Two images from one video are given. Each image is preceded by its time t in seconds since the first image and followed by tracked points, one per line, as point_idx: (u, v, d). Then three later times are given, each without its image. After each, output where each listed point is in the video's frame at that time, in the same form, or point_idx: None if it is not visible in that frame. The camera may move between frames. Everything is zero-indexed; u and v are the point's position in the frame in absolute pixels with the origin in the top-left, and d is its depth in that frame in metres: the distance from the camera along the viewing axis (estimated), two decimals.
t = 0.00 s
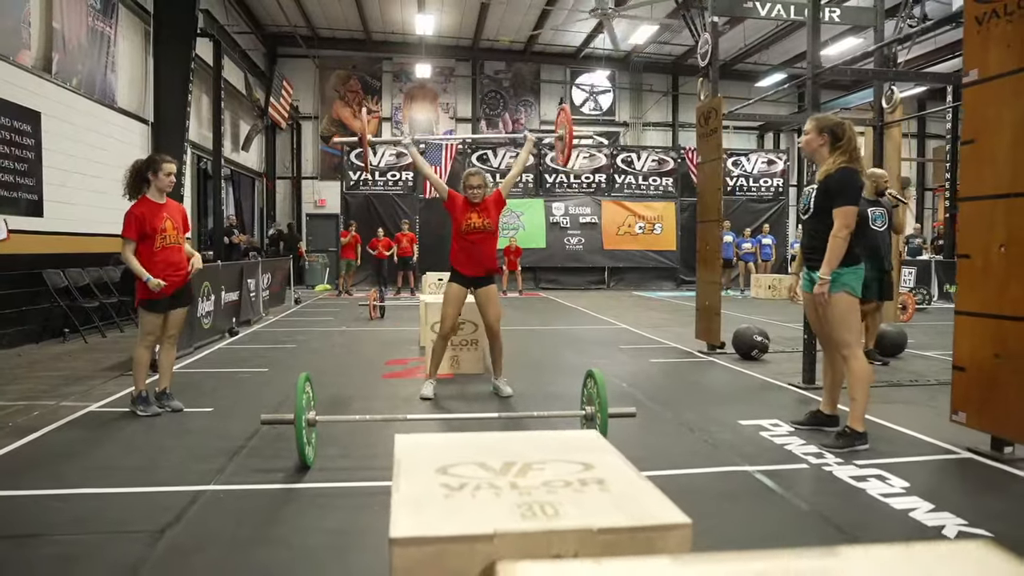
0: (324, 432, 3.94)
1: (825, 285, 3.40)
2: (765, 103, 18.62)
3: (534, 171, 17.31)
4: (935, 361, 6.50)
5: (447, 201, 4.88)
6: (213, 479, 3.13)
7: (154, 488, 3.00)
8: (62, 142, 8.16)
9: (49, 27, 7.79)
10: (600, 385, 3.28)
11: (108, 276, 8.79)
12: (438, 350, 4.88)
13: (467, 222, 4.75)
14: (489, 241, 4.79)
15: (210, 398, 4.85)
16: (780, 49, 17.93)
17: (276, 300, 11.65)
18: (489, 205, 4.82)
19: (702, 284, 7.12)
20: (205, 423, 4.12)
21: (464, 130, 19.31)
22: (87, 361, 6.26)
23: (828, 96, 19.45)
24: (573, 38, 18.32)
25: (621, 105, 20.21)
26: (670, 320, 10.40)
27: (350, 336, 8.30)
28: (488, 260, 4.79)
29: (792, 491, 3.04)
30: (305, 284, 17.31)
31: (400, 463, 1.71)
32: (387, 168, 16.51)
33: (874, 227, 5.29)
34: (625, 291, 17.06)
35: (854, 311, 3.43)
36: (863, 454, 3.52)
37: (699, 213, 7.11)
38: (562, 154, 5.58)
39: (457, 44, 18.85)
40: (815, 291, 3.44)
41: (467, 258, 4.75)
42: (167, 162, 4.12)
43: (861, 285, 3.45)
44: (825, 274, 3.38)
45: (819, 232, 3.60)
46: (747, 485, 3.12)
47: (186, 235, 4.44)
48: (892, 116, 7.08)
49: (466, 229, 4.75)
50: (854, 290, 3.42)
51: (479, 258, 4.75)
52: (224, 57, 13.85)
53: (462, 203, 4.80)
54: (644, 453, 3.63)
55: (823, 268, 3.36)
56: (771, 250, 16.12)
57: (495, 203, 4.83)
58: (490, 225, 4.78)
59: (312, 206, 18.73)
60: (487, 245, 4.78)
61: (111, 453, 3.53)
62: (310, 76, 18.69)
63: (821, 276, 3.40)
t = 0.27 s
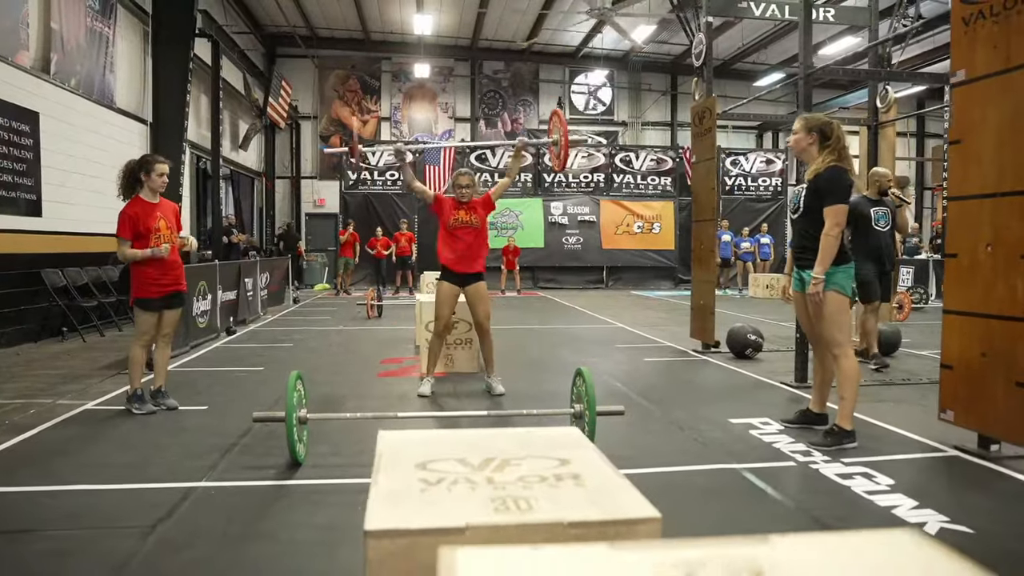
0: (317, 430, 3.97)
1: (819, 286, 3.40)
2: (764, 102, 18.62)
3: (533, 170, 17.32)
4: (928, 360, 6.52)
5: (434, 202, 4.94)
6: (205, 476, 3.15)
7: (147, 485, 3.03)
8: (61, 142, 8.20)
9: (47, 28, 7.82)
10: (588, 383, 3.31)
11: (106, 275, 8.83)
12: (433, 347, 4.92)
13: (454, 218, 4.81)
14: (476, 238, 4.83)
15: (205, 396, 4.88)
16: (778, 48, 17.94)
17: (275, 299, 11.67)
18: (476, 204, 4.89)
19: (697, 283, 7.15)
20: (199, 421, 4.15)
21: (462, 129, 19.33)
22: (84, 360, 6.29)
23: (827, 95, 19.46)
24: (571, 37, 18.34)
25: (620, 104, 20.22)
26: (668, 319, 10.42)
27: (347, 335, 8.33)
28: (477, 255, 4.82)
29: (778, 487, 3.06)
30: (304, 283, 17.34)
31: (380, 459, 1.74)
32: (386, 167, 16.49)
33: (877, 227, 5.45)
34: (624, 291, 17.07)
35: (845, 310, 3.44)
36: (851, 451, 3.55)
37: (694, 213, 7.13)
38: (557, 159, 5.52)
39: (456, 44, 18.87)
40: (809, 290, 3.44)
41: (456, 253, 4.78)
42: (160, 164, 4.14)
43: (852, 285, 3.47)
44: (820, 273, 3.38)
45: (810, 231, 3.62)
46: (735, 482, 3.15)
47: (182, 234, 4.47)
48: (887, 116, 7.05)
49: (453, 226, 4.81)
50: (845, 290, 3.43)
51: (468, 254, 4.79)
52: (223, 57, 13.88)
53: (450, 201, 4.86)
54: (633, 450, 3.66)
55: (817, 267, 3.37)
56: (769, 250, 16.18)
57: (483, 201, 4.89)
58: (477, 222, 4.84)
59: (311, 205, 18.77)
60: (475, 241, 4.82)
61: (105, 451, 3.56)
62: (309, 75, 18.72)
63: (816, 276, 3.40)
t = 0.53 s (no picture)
0: (314, 427, 4.00)
1: (806, 281, 3.43)
2: (766, 101, 18.59)
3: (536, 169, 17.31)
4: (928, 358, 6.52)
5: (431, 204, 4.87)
6: (202, 472, 3.18)
7: (145, 481, 3.06)
8: (64, 141, 8.24)
9: (50, 28, 7.86)
10: (583, 381, 3.33)
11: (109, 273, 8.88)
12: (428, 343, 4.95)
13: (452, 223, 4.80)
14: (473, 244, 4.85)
15: (205, 394, 4.91)
16: (781, 46, 17.90)
17: (277, 297, 11.71)
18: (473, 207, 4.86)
19: (695, 282, 7.16)
20: (199, 418, 4.18)
21: (465, 128, 19.35)
22: (86, 358, 6.33)
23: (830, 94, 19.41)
24: (574, 36, 18.32)
25: (622, 103, 20.22)
26: (668, 318, 10.43)
27: (348, 333, 8.36)
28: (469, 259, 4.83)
29: (770, 484, 3.08)
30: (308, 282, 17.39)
31: (369, 454, 1.76)
32: (388, 166, 16.50)
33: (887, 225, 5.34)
34: (626, 289, 17.08)
35: (840, 308, 3.45)
36: (845, 449, 3.56)
37: (693, 211, 7.14)
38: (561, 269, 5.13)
39: (458, 43, 18.88)
40: (801, 287, 3.47)
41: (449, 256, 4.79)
42: (155, 163, 4.18)
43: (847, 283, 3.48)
44: (808, 269, 3.41)
45: (806, 229, 3.63)
46: (728, 479, 3.16)
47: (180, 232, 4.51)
48: (887, 115, 7.02)
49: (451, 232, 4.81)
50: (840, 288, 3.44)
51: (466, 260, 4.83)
52: (226, 57, 13.93)
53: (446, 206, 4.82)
54: (629, 448, 3.68)
55: (807, 263, 3.39)
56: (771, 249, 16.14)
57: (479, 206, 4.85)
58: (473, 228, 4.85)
59: (314, 203, 18.83)
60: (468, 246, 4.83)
61: (104, 447, 3.59)
62: (312, 74, 18.75)
63: (806, 271, 3.42)
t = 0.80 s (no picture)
0: (320, 425, 4.02)
1: (815, 281, 3.42)
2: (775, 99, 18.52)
3: (543, 168, 17.26)
4: (935, 358, 6.49)
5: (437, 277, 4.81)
6: (208, 470, 3.21)
7: (152, 478, 3.09)
8: (73, 141, 8.31)
9: (60, 28, 7.93)
10: (586, 379, 3.33)
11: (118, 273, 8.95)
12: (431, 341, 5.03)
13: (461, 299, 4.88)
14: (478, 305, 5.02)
15: (212, 392, 4.94)
16: (790, 45, 17.82)
17: (284, 296, 11.77)
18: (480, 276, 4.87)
19: (702, 281, 7.15)
20: (205, 416, 4.21)
21: (473, 127, 19.36)
22: (95, 356, 6.38)
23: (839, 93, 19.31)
24: (582, 35, 18.29)
25: (630, 102, 20.19)
26: (675, 317, 10.41)
27: (355, 332, 8.39)
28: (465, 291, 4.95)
29: (773, 483, 3.07)
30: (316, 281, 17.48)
31: (370, 452, 1.77)
32: (396, 166, 16.51)
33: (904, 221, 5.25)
34: (633, 288, 17.06)
35: (846, 307, 3.44)
36: (849, 449, 3.55)
37: (700, 211, 7.12)
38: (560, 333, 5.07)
39: (466, 42, 18.90)
40: (808, 288, 3.45)
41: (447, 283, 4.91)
42: (159, 162, 4.21)
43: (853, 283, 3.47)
44: (816, 270, 3.39)
45: (813, 228, 3.62)
46: (732, 478, 3.16)
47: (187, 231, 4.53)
48: (894, 113, 7.00)
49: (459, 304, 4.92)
50: (847, 288, 3.42)
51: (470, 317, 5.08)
52: (235, 57, 13.99)
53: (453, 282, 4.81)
54: (632, 446, 3.69)
55: (815, 263, 3.37)
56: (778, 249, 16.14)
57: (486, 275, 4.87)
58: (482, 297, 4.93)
59: (323, 203, 18.91)
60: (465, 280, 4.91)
61: (111, 444, 3.63)
62: (320, 74, 18.82)
63: (813, 272, 3.41)
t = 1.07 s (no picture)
0: (330, 423, 4.06)
1: (829, 281, 3.40)
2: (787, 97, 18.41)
3: (554, 167, 17.27)
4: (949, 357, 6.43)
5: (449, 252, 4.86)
6: (220, 466, 3.25)
7: (164, 474, 3.14)
8: (88, 141, 8.40)
9: (75, 30, 8.03)
10: (594, 377, 3.34)
11: (132, 272, 9.05)
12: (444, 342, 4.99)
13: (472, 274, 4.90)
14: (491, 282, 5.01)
15: (225, 390, 5.00)
16: (802, 43, 17.72)
17: (296, 295, 11.85)
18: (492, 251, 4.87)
19: (712, 280, 7.13)
20: (217, 414, 4.26)
21: (484, 127, 19.39)
22: (109, 355, 6.47)
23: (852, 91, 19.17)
24: (593, 34, 18.27)
25: (641, 101, 20.14)
26: (686, 317, 10.38)
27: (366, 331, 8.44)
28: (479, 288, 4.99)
29: (781, 481, 3.07)
30: (328, 280, 17.58)
31: (379, 447, 1.80)
32: (407, 165, 16.55)
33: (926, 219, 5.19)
34: (644, 287, 17.02)
35: (855, 306, 3.43)
36: (858, 447, 3.54)
37: (711, 209, 7.10)
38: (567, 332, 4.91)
39: (477, 42, 18.93)
40: (819, 287, 3.44)
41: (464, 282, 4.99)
42: (168, 163, 4.26)
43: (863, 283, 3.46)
44: (829, 270, 3.37)
45: (824, 226, 3.61)
46: (739, 476, 3.16)
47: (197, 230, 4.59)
48: (906, 111, 6.97)
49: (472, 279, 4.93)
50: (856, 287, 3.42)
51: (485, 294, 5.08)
52: (247, 57, 14.10)
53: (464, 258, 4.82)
54: (639, 445, 3.69)
55: (827, 263, 3.36)
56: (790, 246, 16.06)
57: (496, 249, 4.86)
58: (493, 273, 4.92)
59: (334, 203, 19.01)
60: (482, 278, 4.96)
61: (124, 441, 3.68)
62: (332, 75, 18.92)
63: (826, 271, 3.39)
